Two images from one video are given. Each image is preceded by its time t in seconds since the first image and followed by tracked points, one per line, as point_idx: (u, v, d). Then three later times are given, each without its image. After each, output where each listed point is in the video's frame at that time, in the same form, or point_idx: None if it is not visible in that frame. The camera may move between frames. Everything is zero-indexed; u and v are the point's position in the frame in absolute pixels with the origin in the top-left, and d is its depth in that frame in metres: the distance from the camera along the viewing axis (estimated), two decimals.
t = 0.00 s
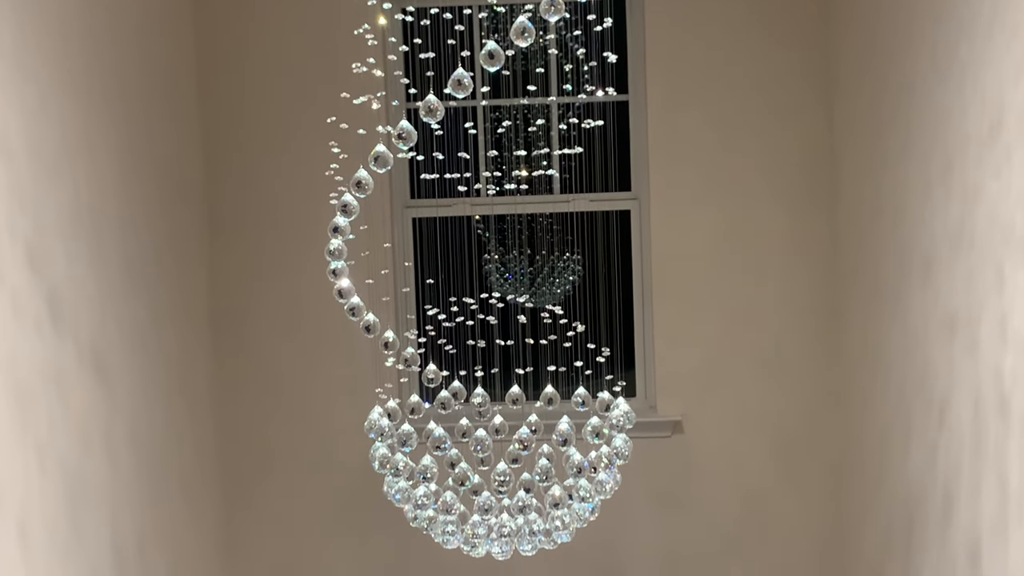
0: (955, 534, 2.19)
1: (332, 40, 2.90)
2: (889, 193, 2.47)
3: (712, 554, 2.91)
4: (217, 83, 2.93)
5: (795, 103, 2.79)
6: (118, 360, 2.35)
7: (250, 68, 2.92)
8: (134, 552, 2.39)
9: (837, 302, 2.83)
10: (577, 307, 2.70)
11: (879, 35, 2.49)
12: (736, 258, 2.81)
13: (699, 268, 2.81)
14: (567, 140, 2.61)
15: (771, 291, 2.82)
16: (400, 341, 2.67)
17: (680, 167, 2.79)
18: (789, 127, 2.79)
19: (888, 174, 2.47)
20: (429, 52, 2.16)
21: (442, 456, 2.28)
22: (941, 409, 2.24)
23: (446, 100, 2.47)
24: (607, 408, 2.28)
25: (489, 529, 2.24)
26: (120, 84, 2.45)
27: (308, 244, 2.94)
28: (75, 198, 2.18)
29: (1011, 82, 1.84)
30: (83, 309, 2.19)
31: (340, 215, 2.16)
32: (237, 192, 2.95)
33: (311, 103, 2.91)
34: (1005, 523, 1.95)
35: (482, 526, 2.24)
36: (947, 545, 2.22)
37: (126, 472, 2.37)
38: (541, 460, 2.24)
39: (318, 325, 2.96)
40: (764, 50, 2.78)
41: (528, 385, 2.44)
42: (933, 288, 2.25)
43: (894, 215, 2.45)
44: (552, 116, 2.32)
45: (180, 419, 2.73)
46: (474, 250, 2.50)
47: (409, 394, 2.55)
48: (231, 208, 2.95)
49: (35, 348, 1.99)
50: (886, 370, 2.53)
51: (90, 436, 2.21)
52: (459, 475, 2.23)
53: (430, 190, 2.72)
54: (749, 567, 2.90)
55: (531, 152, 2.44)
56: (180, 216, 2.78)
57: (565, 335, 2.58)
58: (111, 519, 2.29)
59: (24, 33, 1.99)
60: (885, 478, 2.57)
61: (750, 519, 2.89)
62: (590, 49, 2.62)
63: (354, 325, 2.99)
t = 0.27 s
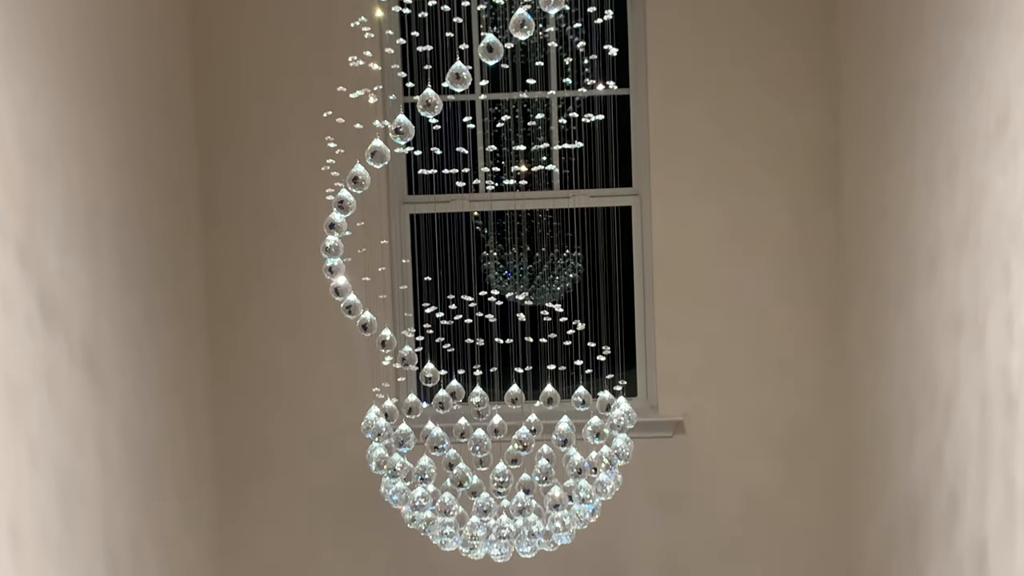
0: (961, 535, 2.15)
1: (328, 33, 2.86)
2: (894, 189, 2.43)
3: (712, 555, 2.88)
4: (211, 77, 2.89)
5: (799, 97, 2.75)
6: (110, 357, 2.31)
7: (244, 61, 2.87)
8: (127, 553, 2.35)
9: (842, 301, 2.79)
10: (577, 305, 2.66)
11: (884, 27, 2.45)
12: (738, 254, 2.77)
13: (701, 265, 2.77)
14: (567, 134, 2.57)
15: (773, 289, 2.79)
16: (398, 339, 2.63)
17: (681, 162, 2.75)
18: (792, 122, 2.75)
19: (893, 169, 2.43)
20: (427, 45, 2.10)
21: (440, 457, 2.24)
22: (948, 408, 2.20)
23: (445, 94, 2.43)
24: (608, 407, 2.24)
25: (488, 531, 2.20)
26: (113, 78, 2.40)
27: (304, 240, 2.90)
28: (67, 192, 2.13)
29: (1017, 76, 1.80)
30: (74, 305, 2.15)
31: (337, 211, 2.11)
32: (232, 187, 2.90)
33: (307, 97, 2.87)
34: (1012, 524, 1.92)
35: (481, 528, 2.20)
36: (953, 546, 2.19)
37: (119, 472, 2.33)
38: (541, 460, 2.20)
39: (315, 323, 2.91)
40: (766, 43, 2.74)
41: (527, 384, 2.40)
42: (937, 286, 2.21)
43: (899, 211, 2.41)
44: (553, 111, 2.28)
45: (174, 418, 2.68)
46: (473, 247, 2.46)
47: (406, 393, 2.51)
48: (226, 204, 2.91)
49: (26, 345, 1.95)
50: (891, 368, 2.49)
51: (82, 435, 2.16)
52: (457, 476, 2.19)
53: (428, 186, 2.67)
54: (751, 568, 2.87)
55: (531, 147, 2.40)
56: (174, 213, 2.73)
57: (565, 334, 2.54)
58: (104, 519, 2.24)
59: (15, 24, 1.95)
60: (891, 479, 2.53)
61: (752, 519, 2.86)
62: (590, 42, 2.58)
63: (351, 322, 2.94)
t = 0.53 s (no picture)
0: (968, 535, 2.11)
1: (324, 26, 2.82)
2: (901, 183, 2.39)
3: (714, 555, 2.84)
4: (205, 71, 2.85)
5: (802, 90, 2.71)
6: (102, 354, 2.27)
7: (239, 54, 2.83)
8: (119, 554, 2.32)
9: (847, 298, 2.75)
10: (578, 301, 2.62)
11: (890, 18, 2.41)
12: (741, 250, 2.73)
13: (703, 260, 2.73)
14: (568, 128, 2.53)
15: (777, 285, 2.75)
16: (396, 336, 2.60)
17: (683, 156, 2.71)
18: (795, 115, 2.71)
19: (900, 162, 2.39)
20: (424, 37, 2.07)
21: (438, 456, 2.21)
22: (955, 406, 2.16)
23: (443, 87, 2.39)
24: (609, 405, 2.20)
25: (486, 531, 2.16)
26: (104, 71, 2.36)
27: (300, 235, 2.86)
28: (57, 186, 2.10)
29: None
30: (65, 301, 2.11)
31: (333, 205, 2.07)
32: (226, 182, 2.86)
33: (303, 90, 2.83)
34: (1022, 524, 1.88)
35: (479, 528, 2.16)
36: (961, 546, 2.15)
37: (111, 471, 2.29)
38: (541, 459, 2.17)
39: (311, 319, 2.87)
40: (769, 34, 2.70)
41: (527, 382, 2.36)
42: (946, 281, 2.17)
43: (905, 206, 2.37)
44: (553, 103, 2.24)
45: (168, 417, 2.64)
46: (471, 242, 2.43)
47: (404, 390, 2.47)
48: (220, 199, 2.87)
49: (16, 342, 1.91)
50: (897, 365, 2.45)
51: (73, 434, 2.12)
52: (456, 475, 2.15)
53: (426, 181, 2.64)
54: (753, 567, 2.83)
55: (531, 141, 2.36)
56: (167, 208, 2.70)
57: (565, 330, 2.50)
58: (96, 520, 2.21)
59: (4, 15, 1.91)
60: (897, 477, 2.48)
61: (755, 519, 2.82)
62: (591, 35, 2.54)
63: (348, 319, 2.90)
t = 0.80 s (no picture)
0: (979, 539, 2.06)
1: (319, 18, 2.76)
2: (910, 178, 2.34)
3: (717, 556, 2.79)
4: (199, 63, 2.79)
5: (807, 83, 2.66)
6: (93, 353, 2.22)
7: (233, 47, 2.78)
8: (111, 557, 2.27)
9: (854, 295, 2.70)
10: (579, 299, 2.57)
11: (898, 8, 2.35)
12: (744, 246, 2.68)
13: (706, 257, 2.68)
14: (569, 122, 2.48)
15: (781, 282, 2.70)
16: (393, 335, 2.55)
17: (686, 151, 2.66)
18: (800, 109, 2.66)
19: (908, 157, 2.34)
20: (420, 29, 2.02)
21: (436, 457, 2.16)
22: (965, 406, 2.11)
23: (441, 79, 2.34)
24: (611, 405, 2.15)
25: (486, 534, 2.11)
26: (95, 64, 2.31)
27: (296, 231, 2.80)
28: (47, 181, 2.05)
29: None
30: (55, 299, 2.06)
31: (329, 200, 2.03)
32: (220, 177, 2.81)
33: (298, 84, 2.78)
34: None
35: (478, 530, 2.11)
36: (971, 550, 2.10)
37: (102, 473, 2.24)
38: (541, 460, 2.12)
39: (307, 317, 2.82)
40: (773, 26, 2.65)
41: (528, 382, 2.32)
42: (956, 277, 2.12)
43: (914, 202, 2.31)
44: (553, 97, 2.19)
45: (160, 417, 2.60)
46: (471, 239, 2.38)
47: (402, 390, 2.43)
48: (214, 194, 2.82)
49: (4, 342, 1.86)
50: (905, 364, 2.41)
51: (62, 436, 2.07)
52: (454, 477, 2.11)
53: (424, 176, 2.58)
54: (757, 569, 2.78)
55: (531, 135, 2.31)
56: (160, 204, 2.65)
57: (566, 329, 2.46)
58: (87, 523, 2.16)
59: None
60: (905, 479, 2.44)
61: (758, 520, 2.77)
62: (592, 26, 2.49)
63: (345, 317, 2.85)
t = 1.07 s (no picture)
0: (986, 537, 2.04)
1: (319, 12, 2.74)
2: (915, 172, 2.31)
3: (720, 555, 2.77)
4: (197, 58, 2.77)
5: (811, 76, 2.63)
6: (90, 352, 2.20)
7: (232, 41, 2.76)
8: (108, 557, 2.25)
9: (859, 291, 2.67)
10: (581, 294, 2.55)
11: None
12: (747, 242, 2.66)
13: (709, 253, 2.66)
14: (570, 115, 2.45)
15: (785, 278, 2.67)
16: (393, 331, 2.53)
17: (689, 145, 2.63)
18: (804, 102, 2.64)
19: (914, 150, 2.31)
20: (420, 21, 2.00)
21: (437, 454, 2.14)
22: (971, 403, 2.08)
23: (441, 73, 2.32)
24: (614, 402, 2.13)
25: (487, 532, 2.09)
26: (91, 59, 2.29)
27: (295, 227, 2.78)
28: (43, 177, 2.03)
29: None
30: (51, 298, 2.04)
31: (328, 195, 2.01)
32: (218, 172, 2.79)
33: (298, 78, 2.75)
34: None
35: (479, 528, 2.09)
36: (977, 548, 2.07)
37: (99, 472, 2.22)
38: (543, 457, 2.10)
39: (307, 314, 2.80)
40: (777, 19, 2.62)
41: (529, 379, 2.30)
42: (962, 272, 2.10)
43: (920, 195, 2.29)
44: (555, 90, 2.17)
45: (158, 415, 2.57)
46: (471, 234, 2.36)
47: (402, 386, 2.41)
48: (213, 190, 2.79)
49: None
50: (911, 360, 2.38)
51: (58, 435, 2.05)
52: (455, 474, 2.09)
53: (424, 170, 2.56)
54: (760, 567, 2.76)
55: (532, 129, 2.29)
56: (158, 200, 2.63)
57: (568, 325, 2.44)
58: (84, 523, 2.14)
59: None
60: (911, 476, 2.41)
61: (762, 518, 2.75)
62: (594, 19, 2.46)
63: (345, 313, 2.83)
